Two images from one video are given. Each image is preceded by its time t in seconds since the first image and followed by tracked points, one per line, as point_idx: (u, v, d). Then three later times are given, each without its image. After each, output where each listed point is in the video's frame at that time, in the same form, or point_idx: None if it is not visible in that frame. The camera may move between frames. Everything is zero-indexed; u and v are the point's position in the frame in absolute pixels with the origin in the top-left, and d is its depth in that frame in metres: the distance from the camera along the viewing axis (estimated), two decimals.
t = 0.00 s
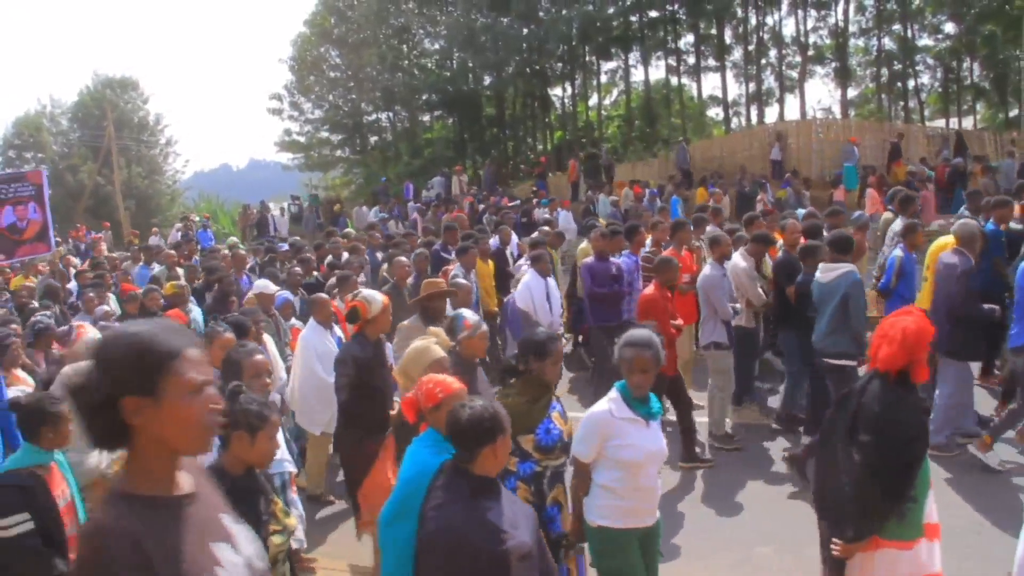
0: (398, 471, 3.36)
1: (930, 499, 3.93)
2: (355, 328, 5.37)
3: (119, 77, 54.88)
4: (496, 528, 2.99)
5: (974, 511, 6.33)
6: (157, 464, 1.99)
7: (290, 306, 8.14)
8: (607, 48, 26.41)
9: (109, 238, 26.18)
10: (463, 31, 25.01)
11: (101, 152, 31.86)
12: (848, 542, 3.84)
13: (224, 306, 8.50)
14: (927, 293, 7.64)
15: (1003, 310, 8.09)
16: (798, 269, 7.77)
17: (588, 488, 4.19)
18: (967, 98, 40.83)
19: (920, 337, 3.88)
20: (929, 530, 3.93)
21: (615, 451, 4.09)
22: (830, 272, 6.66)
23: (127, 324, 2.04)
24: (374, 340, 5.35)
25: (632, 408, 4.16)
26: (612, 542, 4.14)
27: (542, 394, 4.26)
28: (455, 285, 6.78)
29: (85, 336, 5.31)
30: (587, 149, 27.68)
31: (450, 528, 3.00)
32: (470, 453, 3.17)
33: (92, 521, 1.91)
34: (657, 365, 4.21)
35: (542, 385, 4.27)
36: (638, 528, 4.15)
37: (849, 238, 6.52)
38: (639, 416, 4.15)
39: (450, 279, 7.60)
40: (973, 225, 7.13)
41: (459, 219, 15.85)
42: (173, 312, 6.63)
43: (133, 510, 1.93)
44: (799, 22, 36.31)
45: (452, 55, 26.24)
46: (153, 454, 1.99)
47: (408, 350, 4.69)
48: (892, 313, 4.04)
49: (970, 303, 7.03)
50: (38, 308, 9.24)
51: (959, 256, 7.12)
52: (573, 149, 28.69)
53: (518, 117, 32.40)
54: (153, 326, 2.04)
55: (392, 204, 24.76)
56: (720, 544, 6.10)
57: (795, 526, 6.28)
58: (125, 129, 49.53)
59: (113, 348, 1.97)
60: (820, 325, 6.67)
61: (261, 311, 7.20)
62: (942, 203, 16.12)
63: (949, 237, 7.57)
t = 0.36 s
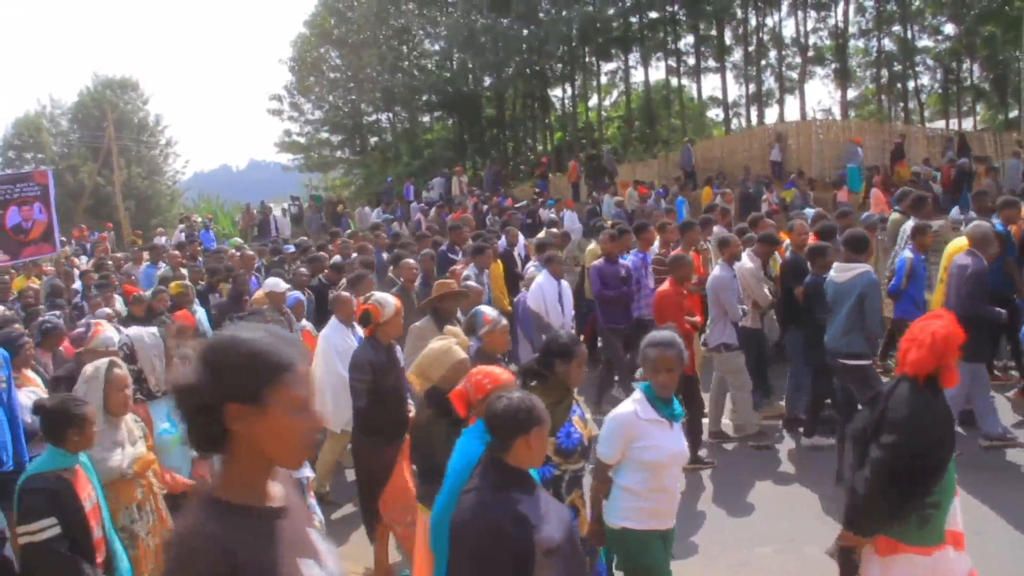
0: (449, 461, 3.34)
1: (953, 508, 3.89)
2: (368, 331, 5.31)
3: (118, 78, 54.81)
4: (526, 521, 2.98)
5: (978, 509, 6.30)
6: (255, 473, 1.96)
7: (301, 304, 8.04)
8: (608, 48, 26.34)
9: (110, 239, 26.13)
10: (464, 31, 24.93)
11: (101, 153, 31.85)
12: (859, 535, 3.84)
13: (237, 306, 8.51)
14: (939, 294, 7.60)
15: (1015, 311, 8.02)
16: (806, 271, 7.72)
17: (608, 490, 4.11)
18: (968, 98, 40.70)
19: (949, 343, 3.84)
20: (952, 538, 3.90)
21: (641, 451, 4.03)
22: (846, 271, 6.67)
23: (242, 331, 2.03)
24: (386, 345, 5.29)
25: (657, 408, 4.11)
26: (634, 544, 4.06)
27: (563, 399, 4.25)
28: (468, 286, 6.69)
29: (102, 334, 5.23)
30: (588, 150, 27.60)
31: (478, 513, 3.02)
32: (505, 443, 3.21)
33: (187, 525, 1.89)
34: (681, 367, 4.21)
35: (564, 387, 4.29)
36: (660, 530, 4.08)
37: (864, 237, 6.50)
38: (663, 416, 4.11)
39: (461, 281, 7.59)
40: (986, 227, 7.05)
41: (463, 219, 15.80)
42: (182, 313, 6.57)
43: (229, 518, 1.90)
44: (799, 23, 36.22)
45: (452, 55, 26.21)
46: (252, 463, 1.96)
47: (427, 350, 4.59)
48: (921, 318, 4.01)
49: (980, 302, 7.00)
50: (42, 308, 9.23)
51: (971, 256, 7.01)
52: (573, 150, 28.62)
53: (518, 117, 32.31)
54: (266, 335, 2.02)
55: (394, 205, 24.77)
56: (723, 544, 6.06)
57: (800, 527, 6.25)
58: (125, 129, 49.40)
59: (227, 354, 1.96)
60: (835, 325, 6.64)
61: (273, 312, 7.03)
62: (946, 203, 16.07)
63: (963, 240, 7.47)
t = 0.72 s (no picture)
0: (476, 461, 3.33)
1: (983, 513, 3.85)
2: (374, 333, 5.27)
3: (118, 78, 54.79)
4: (554, 511, 2.98)
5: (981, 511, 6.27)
6: (343, 488, 1.79)
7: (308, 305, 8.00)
8: (607, 49, 26.30)
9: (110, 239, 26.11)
10: (463, 32, 24.91)
11: (100, 153, 31.83)
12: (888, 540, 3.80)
13: (244, 305, 8.46)
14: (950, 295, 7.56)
15: None
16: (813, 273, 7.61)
17: (634, 496, 4.04)
18: (967, 100, 40.67)
19: (975, 345, 3.80)
20: (982, 544, 3.85)
21: (671, 458, 3.98)
22: (862, 275, 6.61)
23: (341, 339, 1.83)
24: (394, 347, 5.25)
25: (683, 414, 4.08)
26: (658, 551, 4.00)
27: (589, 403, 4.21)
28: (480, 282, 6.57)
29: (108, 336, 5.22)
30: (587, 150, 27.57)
31: (506, 500, 2.99)
32: (532, 432, 3.20)
33: (272, 549, 1.74)
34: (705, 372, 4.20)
35: (589, 387, 4.29)
36: (685, 536, 4.06)
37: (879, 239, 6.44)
38: (689, 421, 4.07)
39: (470, 281, 7.54)
40: (995, 226, 7.00)
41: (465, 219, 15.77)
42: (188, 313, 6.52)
43: (318, 542, 1.74)
44: (799, 24, 36.19)
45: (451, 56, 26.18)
46: (345, 485, 1.78)
47: (443, 354, 4.59)
48: (947, 320, 3.96)
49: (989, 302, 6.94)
50: (44, 308, 9.21)
51: (982, 256, 6.96)
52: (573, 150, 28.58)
53: (517, 118, 32.27)
54: (367, 348, 1.83)
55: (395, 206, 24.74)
56: (726, 544, 6.03)
57: (801, 528, 6.22)
58: (124, 130, 49.36)
59: (326, 367, 1.76)
60: (847, 333, 6.55)
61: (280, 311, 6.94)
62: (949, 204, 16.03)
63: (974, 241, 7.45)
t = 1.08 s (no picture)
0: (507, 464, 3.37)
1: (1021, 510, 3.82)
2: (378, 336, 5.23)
3: (117, 79, 54.76)
4: (574, 507, 2.95)
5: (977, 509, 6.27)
6: (421, 476, 1.75)
7: (314, 304, 7.96)
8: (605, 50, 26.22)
9: (111, 238, 26.04)
10: (461, 33, 24.81)
11: (99, 154, 31.77)
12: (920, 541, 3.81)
13: (251, 306, 8.42)
14: (960, 294, 7.53)
15: None
16: (823, 275, 7.63)
17: (671, 502, 3.98)
18: (966, 100, 40.59)
19: (1007, 341, 3.74)
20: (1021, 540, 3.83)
21: (714, 466, 3.92)
22: (881, 279, 6.53)
23: (422, 324, 1.80)
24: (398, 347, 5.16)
25: (719, 418, 4.03)
26: (695, 556, 3.97)
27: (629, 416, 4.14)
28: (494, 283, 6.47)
29: (110, 337, 5.18)
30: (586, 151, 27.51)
31: (526, 492, 2.95)
32: (556, 427, 3.19)
33: (348, 538, 1.70)
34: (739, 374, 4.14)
35: (616, 381, 4.26)
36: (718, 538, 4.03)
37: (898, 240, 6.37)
38: (725, 425, 4.03)
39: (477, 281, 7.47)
40: (1004, 223, 6.95)
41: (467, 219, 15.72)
42: (198, 313, 6.49)
43: (397, 531, 1.71)
44: (797, 26, 36.08)
45: (450, 57, 26.09)
46: (424, 475, 1.75)
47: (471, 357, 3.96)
48: (976, 316, 3.90)
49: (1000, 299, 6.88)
50: (48, 308, 9.17)
51: (991, 252, 6.91)
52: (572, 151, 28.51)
53: (516, 119, 32.20)
54: (449, 332, 1.79)
55: (395, 206, 24.68)
56: (735, 544, 6.01)
57: (804, 528, 6.19)
58: (123, 130, 49.25)
59: (409, 352, 1.73)
60: (867, 341, 6.42)
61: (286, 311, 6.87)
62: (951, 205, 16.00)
63: (983, 239, 7.42)
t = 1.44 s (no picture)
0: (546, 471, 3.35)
1: None
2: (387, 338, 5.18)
3: (116, 80, 54.71)
4: (600, 511, 2.91)
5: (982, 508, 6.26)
6: (472, 473, 1.70)
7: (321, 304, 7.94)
8: (604, 51, 26.15)
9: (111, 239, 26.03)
10: (460, 34, 24.74)
11: (99, 154, 31.69)
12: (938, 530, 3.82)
13: (258, 308, 8.37)
14: (969, 294, 7.49)
15: None
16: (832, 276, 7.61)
17: (705, 503, 3.92)
18: (965, 101, 40.51)
19: None
20: None
21: (750, 468, 3.88)
22: (897, 281, 6.51)
23: (467, 311, 1.74)
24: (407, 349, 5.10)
25: (754, 418, 3.98)
26: (728, 556, 3.92)
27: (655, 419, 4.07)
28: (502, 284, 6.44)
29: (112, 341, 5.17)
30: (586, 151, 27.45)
31: (554, 499, 2.91)
32: (585, 430, 3.15)
33: (401, 539, 1.64)
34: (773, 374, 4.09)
35: (640, 379, 4.23)
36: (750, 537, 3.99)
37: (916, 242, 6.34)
38: (759, 425, 3.98)
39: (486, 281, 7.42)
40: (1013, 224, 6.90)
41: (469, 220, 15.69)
42: (207, 313, 6.47)
43: (449, 530, 1.64)
44: (796, 27, 35.98)
45: (449, 58, 26.03)
46: (474, 471, 1.70)
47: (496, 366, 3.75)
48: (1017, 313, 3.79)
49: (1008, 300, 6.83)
50: (53, 310, 9.13)
51: (999, 253, 6.86)
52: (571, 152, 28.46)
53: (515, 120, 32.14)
54: (494, 318, 1.74)
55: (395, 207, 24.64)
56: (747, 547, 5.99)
57: (806, 529, 6.18)
58: (123, 131, 49.23)
59: (456, 341, 1.67)
60: (882, 343, 6.42)
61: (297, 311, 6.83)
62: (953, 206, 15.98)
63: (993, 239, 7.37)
